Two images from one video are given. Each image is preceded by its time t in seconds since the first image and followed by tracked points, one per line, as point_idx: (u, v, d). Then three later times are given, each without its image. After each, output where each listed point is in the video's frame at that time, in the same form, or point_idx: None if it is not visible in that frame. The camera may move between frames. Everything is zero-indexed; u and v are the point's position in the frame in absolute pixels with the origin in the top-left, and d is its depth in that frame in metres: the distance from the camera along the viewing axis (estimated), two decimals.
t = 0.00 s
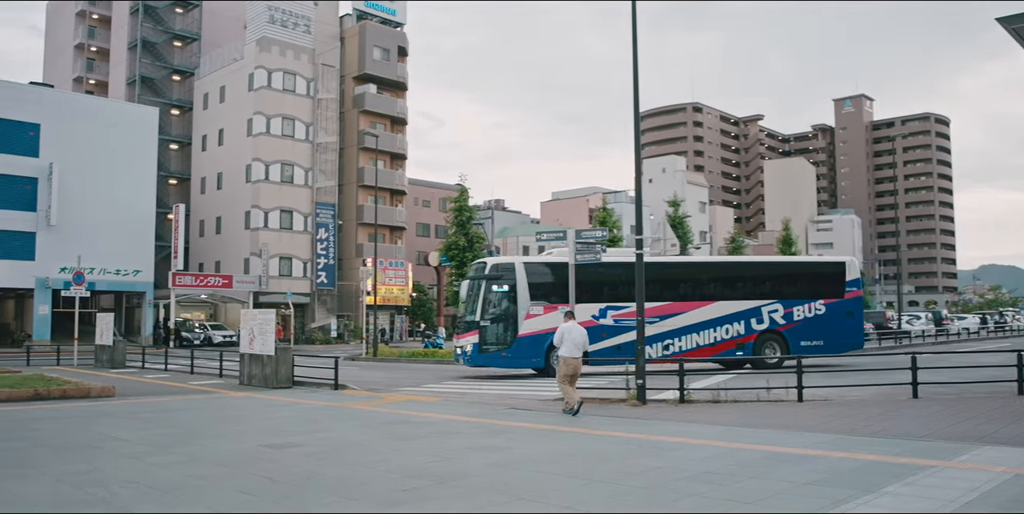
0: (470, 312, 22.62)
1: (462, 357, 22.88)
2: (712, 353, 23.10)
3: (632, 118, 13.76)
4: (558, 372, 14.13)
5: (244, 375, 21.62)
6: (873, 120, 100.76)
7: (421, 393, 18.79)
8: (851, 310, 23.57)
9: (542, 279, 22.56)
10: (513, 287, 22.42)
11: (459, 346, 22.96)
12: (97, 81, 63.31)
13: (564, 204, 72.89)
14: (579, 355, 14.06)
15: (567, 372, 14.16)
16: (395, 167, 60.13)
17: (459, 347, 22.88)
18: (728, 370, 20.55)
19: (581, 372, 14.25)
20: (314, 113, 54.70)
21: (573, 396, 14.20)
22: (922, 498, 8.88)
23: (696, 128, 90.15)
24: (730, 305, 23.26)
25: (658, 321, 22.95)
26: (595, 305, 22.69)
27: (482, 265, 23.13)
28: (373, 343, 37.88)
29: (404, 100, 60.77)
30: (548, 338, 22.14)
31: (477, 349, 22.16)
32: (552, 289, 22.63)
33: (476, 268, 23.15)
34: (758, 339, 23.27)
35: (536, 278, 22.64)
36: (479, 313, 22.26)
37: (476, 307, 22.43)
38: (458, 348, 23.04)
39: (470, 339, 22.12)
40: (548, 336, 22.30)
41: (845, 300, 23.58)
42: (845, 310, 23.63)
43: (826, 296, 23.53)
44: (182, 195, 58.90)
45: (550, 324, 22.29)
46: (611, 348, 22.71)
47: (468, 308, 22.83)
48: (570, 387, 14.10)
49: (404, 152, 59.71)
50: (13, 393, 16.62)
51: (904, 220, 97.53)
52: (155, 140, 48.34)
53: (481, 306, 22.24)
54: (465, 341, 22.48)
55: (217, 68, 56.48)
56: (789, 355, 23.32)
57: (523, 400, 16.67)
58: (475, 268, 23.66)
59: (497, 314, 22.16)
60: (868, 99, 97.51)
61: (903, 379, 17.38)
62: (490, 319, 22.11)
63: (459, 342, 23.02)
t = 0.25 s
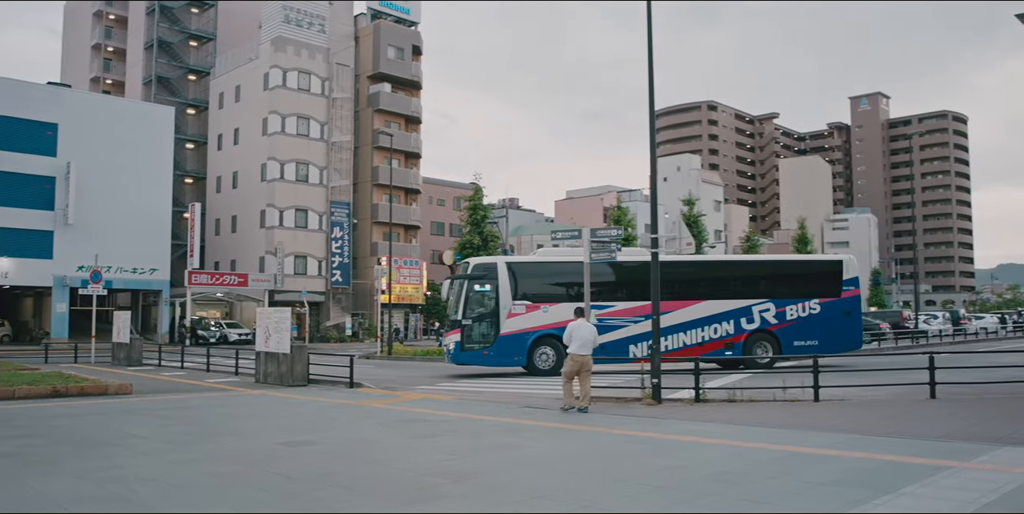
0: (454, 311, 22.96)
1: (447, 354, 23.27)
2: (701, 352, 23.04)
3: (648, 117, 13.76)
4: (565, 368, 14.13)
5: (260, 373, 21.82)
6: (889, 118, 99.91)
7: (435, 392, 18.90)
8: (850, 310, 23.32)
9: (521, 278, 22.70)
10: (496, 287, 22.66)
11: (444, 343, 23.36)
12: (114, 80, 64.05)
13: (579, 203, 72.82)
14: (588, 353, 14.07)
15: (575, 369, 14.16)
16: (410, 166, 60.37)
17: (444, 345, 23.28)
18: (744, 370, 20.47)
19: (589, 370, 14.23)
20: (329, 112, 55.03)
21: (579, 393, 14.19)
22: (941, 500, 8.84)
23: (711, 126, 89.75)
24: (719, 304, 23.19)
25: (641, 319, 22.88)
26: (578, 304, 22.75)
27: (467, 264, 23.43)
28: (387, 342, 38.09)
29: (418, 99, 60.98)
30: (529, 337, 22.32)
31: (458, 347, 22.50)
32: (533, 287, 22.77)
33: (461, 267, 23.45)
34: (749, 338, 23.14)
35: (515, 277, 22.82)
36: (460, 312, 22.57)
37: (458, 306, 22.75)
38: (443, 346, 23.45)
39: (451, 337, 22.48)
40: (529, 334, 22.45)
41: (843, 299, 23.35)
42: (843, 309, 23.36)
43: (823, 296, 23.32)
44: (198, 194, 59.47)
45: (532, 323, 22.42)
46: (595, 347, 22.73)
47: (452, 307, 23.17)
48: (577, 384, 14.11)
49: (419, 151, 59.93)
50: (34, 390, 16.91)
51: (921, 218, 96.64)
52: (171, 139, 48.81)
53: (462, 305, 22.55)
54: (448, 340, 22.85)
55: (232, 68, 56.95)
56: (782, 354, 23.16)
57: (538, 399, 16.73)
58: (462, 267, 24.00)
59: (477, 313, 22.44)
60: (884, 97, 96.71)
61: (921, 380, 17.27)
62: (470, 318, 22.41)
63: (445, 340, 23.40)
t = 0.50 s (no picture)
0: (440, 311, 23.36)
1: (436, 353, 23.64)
2: (690, 352, 22.95)
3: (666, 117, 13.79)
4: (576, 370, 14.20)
5: (276, 372, 22.02)
6: (908, 117, 99.00)
7: (451, 391, 19.02)
8: (847, 310, 23.01)
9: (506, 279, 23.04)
10: (482, 288, 22.98)
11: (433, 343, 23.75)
12: (133, 81, 64.91)
13: (595, 202, 72.70)
14: (597, 353, 14.11)
15: (585, 369, 14.23)
16: (425, 166, 60.59)
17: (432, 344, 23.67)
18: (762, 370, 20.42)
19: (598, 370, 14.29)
20: (345, 111, 55.35)
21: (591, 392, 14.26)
22: (961, 501, 8.81)
23: (727, 125, 89.28)
24: (708, 304, 23.17)
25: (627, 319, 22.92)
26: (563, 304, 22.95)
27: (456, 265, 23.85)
28: (402, 341, 38.29)
29: (434, 98, 61.16)
30: (515, 337, 22.62)
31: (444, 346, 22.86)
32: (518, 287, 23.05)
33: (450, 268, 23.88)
34: (739, 339, 23.01)
35: (501, 277, 23.15)
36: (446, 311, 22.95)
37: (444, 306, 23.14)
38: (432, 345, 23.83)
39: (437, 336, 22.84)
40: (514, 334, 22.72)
41: (839, 299, 23.09)
42: (840, 309, 23.08)
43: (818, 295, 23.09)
44: (215, 193, 60.07)
45: (517, 322, 22.69)
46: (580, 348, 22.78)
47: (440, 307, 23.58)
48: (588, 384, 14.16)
49: (434, 150, 60.12)
50: (54, 387, 17.18)
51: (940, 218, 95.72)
52: (189, 139, 49.28)
53: (447, 304, 22.93)
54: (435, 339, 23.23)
55: (249, 68, 57.43)
56: (774, 355, 22.96)
57: (554, 398, 16.79)
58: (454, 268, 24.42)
59: (462, 312, 22.79)
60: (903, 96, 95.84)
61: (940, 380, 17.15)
62: (455, 317, 22.77)
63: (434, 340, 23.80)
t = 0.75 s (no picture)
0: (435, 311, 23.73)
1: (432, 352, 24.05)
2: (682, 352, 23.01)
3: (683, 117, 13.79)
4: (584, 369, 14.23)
5: (292, 371, 22.20)
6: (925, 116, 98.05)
7: (466, 390, 19.10)
8: (843, 311, 22.82)
9: (498, 279, 23.32)
10: (473, 288, 23.30)
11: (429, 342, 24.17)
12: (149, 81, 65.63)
13: (610, 201, 72.58)
14: (603, 351, 14.15)
15: (593, 368, 14.26)
16: (440, 165, 60.72)
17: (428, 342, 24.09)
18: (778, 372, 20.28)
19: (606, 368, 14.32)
20: (360, 111, 55.61)
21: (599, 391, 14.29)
22: (981, 503, 8.76)
23: (743, 125, 88.84)
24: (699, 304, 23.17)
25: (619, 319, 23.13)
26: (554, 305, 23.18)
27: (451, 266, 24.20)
28: (416, 341, 38.50)
29: (449, 97, 61.28)
30: (507, 336, 22.94)
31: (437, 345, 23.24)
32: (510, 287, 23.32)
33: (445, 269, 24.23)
34: (732, 340, 22.93)
35: (493, 278, 23.44)
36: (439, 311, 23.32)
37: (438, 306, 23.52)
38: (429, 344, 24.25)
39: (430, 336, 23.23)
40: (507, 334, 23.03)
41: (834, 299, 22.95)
42: (836, 310, 22.91)
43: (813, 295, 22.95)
44: (231, 192, 60.65)
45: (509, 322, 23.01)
46: (572, 347, 22.99)
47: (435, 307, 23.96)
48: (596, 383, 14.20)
49: (449, 150, 60.25)
50: (72, 385, 17.46)
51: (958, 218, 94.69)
52: (204, 139, 49.72)
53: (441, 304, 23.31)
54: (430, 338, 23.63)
55: (265, 68, 57.88)
56: (768, 356, 22.83)
57: (569, 398, 16.81)
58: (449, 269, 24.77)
59: (454, 312, 23.14)
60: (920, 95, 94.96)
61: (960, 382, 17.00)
62: (447, 317, 23.13)
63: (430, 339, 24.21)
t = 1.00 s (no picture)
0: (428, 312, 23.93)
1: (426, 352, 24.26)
2: (674, 353, 23.02)
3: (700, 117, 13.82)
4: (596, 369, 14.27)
5: (309, 371, 22.43)
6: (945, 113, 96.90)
7: (483, 391, 19.21)
8: (840, 311, 22.70)
9: (489, 280, 23.48)
10: (465, 289, 23.46)
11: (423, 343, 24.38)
12: (167, 83, 66.36)
13: (626, 201, 72.45)
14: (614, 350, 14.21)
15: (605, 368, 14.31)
16: (456, 165, 60.86)
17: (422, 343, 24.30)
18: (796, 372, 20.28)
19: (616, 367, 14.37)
20: (376, 112, 55.90)
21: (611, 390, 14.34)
22: (1001, 504, 8.72)
23: (759, 124, 88.34)
24: (690, 305, 23.19)
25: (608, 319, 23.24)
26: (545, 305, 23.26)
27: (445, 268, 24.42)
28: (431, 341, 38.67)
29: (465, 98, 61.44)
30: (497, 337, 23.10)
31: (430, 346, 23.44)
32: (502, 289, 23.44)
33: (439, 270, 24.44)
34: (724, 340, 22.81)
35: (484, 279, 23.59)
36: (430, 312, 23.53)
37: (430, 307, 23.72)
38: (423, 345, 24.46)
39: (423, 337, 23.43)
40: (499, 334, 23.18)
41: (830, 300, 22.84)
42: (832, 310, 22.78)
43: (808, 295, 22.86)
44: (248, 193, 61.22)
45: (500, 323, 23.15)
46: (562, 348, 23.09)
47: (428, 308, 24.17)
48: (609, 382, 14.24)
49: (465, 150, 60.38)
50: (93, 384, 17.76)
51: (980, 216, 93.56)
52: (222, 140, 50.25)
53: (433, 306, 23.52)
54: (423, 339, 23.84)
55: (282, 69, 58.33)
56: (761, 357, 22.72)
57: (585, 398, 16.88)
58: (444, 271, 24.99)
59: (445, 313, 23.33)
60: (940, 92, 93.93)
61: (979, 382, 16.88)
62: (439, 318, 23.33)
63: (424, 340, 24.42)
